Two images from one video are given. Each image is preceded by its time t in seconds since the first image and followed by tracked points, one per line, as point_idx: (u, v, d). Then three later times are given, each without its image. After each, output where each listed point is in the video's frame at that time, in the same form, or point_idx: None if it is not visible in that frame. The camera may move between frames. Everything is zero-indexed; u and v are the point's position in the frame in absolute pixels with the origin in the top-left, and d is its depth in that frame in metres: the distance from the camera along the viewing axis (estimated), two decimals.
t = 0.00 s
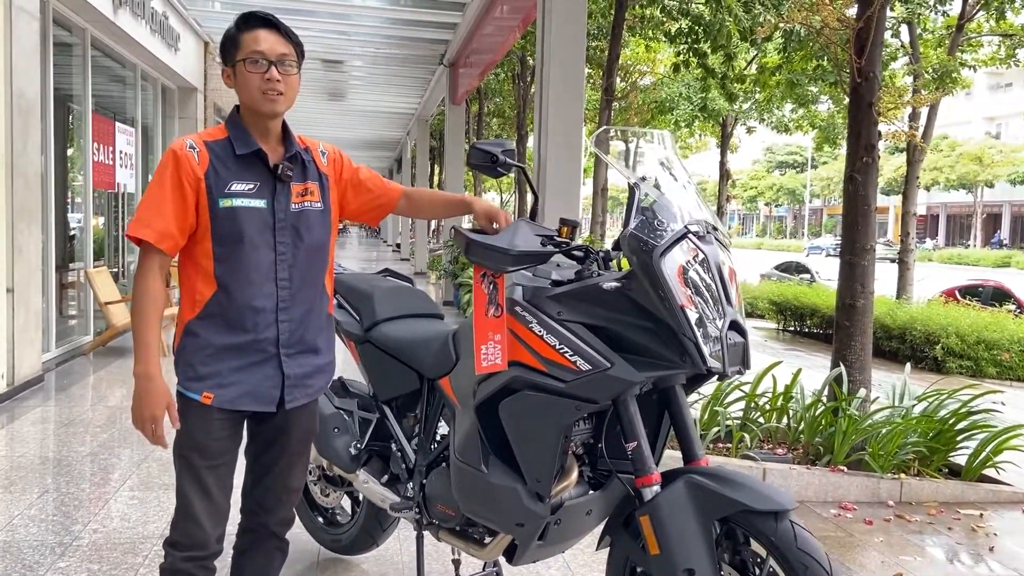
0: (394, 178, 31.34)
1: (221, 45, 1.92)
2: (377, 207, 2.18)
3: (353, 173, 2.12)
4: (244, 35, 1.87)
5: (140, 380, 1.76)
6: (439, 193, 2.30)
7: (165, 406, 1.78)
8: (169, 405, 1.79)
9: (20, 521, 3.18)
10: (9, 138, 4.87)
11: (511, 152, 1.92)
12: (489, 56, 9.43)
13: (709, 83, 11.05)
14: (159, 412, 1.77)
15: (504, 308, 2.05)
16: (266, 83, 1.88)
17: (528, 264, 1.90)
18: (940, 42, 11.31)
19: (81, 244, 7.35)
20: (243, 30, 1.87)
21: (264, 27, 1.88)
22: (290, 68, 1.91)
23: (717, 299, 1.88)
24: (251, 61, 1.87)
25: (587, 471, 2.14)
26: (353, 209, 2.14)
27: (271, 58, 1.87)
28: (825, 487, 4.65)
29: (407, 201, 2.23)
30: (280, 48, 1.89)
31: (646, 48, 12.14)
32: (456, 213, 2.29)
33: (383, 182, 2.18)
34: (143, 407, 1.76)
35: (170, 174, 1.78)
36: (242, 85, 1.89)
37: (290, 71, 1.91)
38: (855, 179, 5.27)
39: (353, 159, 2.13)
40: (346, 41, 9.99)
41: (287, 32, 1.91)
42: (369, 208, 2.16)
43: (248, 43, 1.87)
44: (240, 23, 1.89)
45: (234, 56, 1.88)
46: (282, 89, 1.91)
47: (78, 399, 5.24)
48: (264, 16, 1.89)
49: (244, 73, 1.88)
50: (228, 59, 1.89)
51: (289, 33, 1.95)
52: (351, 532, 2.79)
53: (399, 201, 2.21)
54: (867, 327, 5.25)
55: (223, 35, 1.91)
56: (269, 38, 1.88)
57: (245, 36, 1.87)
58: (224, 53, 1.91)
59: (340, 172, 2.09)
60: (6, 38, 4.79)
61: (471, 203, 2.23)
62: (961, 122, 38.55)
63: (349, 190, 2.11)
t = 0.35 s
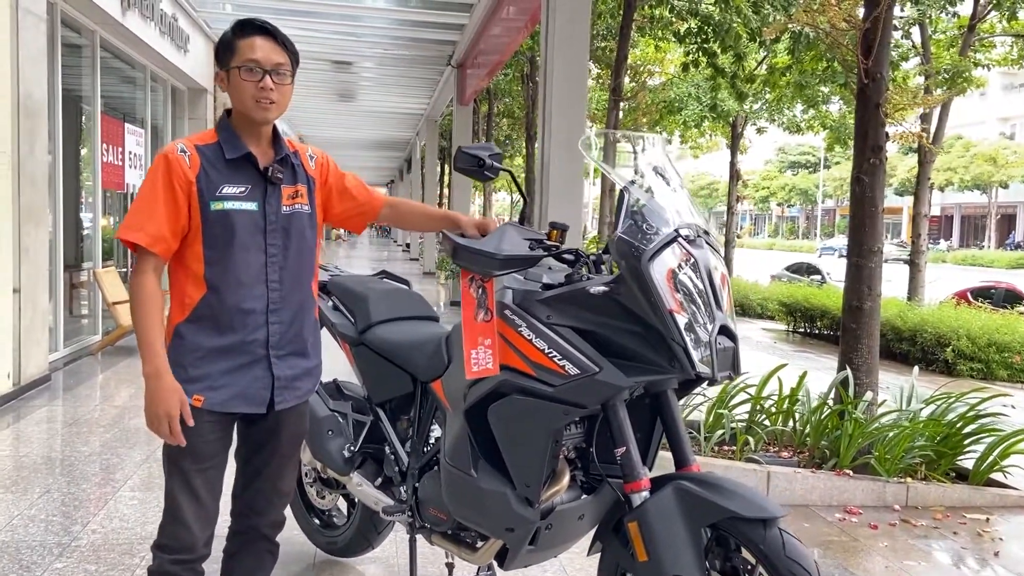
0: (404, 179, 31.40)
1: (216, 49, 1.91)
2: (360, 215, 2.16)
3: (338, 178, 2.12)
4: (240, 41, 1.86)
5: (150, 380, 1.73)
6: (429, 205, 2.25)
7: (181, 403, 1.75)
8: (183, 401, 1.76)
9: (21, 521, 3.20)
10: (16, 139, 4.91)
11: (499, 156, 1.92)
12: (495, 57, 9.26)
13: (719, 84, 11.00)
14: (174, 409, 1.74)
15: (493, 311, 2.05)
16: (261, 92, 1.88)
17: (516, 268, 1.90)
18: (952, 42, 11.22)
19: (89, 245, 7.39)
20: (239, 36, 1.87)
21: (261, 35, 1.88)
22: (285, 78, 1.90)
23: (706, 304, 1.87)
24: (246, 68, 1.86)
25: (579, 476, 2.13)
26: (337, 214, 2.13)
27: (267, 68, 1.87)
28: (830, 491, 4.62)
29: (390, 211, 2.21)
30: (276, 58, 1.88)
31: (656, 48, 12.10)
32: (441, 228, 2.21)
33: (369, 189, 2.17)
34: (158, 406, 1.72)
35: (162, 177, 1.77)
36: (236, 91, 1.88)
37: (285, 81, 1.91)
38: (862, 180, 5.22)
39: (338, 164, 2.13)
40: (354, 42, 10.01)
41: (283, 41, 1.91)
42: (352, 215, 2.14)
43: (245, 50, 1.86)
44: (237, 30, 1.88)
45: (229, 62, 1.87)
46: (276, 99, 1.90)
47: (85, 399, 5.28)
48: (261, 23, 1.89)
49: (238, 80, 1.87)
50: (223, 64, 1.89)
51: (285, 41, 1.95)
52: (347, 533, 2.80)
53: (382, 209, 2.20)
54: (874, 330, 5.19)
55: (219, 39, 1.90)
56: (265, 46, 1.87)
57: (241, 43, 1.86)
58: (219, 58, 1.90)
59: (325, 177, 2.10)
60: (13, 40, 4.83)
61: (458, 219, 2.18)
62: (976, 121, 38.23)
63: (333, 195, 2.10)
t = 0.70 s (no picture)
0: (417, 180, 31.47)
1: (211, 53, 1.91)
2: (354, 216, 2.16)
3: (332, 180, 2.12)
4: (236, 45, 1.86)
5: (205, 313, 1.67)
6: (426, 205, 2.22)
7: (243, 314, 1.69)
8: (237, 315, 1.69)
9: (26, 522, 3.21)
10: (27, 141, 4.95)
11: (494, 158, 1.91)
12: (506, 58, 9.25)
13: (731, 84, 10.94)
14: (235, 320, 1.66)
15: (488, 314, 2.04)
16: (253, 95, 1.88)
17: (510, 271, 1.89)
18: (968, 41, 11.10)
19: (101, 246, 7.44)
20: (234, 40, 1.87)
21: (255, 39, 1.88)
22: (278, 81, 1.90)
23: (701, 306, 1.85)
24: (241, 72, 1.86)
25: (577, 479, 2.11)
26: (332, 216, 2.14)
27: (260, 71, 1.87)
28: (839, 495, 4.57)
29: (386, 211, 2.20)
30: (269, 62, 1.88)
31: (668, 48, 12.05)
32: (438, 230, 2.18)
33: (363, 191, 2.17)
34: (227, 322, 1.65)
35: (156, 182, 1.77)
36: (230, 94, 1.88)
37: (278, 84, 1.90)
38: (872, 181, 5.17)
39: (332, 165, 2.14)
40: (365, 43, 10.03)
41: (277, 44, 1.91)
42: (346, 216, 2.15)
43: (240, 55, 1.86)
44: (232, 34, 1.88)
45: (223, 65, 1.87)
46: (269, 102, 1.90)
47: (94, 399, 5.31)
48: (255, 27, 1.89)
49: (232, 84, 1.87)
50: (218, 67, 1.88)
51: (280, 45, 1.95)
52: (347, 536, 2.79)
53: (377, 210, 2.19)
54: (885, 333, 5.14)
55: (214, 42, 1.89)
56: (259, 50, 1.87)
57: (236, 47, 1.86)
58: (214, 60, 1.89)
59: (321, 179, 2.10)
60: (24, 43, 4.88)
61: (452, 221, 2.14)
62: (993, 121, 37.83)
63: (328, 197, 2.11)
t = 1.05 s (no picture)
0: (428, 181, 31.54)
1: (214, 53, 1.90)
2: (356, 215, 2.16)
3: (334, 179, 2.13)
4: (248, 49, 1.85)
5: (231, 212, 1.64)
6: (429, 205, 2.20)
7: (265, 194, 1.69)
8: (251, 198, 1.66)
9: (34, 521, 3.24)
10: (37, 142, 4.98)
11: (495, 158, 1.91)
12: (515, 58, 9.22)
13: (742, 84, 10.90)
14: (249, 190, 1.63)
15: (490, 314, 2.03)
16: (268, 102, 1.88)
17: (511, 271, 1.88)
18: (981, 40, 11.01)
19: (112, 246, 7.48)
20: (246, 44, 1.86)
21: (267, 42, 1.87)
22: (290, 88, 1.90)
23: (704, 307, 1.83)
24: (256, 78, 1.85)
25: (580, 480, 2.10)
26: (333, 215, 2.13)
27: (275, 77, 1.87)
28: (849, 498, 4.53)
29: (386, 211, 2.19)
30: (282, 67, 1.88)
31: (678, 48, 12.01)
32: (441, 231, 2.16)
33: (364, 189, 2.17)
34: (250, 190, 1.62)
35: (157, 178, 1.77)
36: (239, 97, 1.87)
37: (290, 91, 1.91)
38: (883, 182, 5.13)
39: (334, 165, 2.14)
40: (375, 45, 10.05)
41: (286, 49, 1.91)
42: (349, 216, 2.15)
43: (252, 58, 1.85)
44: (241, 35, 1.87)
45: (233, 67, 1.85)
46: (280, 107, 1.91)
47: (104, 399, 5.34)
48: (265, 30, 1.89)
49: (241, 86, 1.86)
50: (226, 69, 1.86)
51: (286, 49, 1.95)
52: (352, 536, 2.79)
53: (378, 209, 2.17)
54: (895, 335, 5.10)
55: (221, 41, 1.86)
56: (271, 54, 1.87)
57: (248, 50, 1.85)
58: (220, 60, 1.86)
59: (321, 179, 2.11)
60: (35, 44, 4.92)
61: (452, 221, 2.11)
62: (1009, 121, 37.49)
63: (330, 196, 2.11)
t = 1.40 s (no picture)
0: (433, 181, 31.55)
1: (231, 55, 1.90)
2: (359, 215, 2.14)
3: (337, 178, 2.11)
4: (279, 60, 1.87)
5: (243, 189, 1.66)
6: (434, 205, 2.20)
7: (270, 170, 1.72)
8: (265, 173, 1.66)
9: (41, 520, 3.25)
10: (44, 142, 5.00)
11: (501, 159, 1.91)
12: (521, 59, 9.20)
13: (748, 84, 10.87)
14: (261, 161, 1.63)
15: (496, 315, 2.03)
16: (292, 114, 1.93)
17: (517, 271, 1.88)
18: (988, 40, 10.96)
19: (118, 246, 7.50)
20: (275, 52, 1.88)
21: (294, 53, 1.90)
22: (310, 100, 1.96)
23: (710, 307, 1.83)
24: (285, 91, 1.89)
25: (586, 481, 2.10)
26: (338, 214, 2.12)
27: (302, 90, 1.91)
28: (855, 499, 4.52)
29: (390, 207, 2.17)
30: (309, 81, 1.93)
31: (684, 49, 11.99)
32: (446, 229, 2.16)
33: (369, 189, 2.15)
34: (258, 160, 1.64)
35: (167, 177, 1.78)
36: (265, 105, 1.90)
37: (308, 102, 1.95)
38: (890, 182, 5.11)
39: (337, 165, 2.13)
40: (380, 45, 10.06)
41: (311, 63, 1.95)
42: (353, 214, 2.12)
43: (281, 69, 1.88)
44: (267, 43, 1.88)
45: (262, 76, 1.87)
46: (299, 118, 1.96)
47: (110, 399, 5.36)
48: (293, 41, 1.91)
49: (268, 95, 1.89)
50: (252, 76, 1.87)
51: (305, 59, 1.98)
52: (357, 536, 2.79)
53: (381, 207, 2.16)
54: (903, 335, 5.08)
55: (246, 45, 1.88)
56: (300, 66, 1.90)
57: (278, 60, 1.88)
58: (246, 64, 1.87)
59: (324, 178, 2.09)
60: (41, 45, 4.93)
61: (460, 220, 2.10)
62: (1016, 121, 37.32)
63: (334, 195, 2.10)
